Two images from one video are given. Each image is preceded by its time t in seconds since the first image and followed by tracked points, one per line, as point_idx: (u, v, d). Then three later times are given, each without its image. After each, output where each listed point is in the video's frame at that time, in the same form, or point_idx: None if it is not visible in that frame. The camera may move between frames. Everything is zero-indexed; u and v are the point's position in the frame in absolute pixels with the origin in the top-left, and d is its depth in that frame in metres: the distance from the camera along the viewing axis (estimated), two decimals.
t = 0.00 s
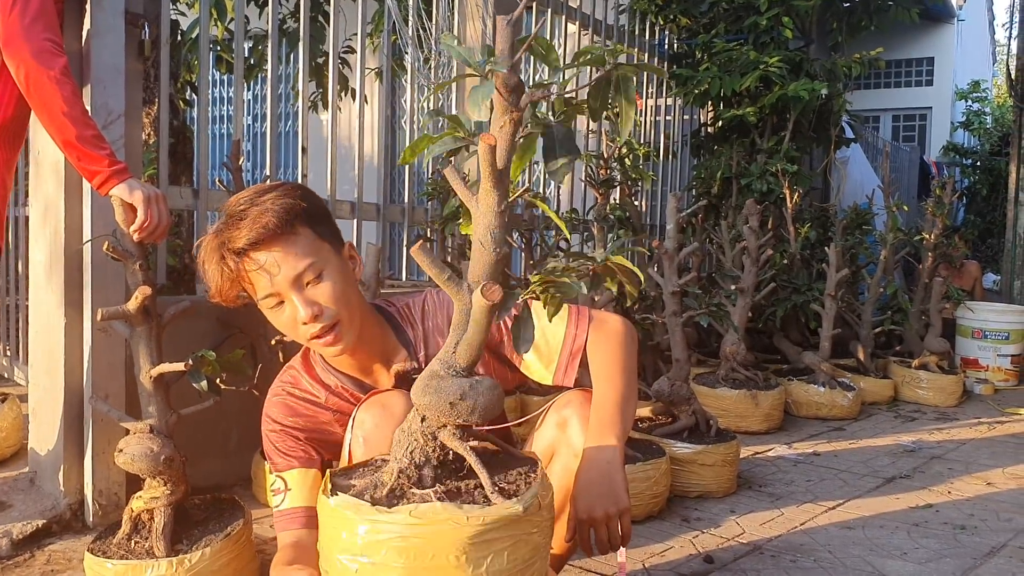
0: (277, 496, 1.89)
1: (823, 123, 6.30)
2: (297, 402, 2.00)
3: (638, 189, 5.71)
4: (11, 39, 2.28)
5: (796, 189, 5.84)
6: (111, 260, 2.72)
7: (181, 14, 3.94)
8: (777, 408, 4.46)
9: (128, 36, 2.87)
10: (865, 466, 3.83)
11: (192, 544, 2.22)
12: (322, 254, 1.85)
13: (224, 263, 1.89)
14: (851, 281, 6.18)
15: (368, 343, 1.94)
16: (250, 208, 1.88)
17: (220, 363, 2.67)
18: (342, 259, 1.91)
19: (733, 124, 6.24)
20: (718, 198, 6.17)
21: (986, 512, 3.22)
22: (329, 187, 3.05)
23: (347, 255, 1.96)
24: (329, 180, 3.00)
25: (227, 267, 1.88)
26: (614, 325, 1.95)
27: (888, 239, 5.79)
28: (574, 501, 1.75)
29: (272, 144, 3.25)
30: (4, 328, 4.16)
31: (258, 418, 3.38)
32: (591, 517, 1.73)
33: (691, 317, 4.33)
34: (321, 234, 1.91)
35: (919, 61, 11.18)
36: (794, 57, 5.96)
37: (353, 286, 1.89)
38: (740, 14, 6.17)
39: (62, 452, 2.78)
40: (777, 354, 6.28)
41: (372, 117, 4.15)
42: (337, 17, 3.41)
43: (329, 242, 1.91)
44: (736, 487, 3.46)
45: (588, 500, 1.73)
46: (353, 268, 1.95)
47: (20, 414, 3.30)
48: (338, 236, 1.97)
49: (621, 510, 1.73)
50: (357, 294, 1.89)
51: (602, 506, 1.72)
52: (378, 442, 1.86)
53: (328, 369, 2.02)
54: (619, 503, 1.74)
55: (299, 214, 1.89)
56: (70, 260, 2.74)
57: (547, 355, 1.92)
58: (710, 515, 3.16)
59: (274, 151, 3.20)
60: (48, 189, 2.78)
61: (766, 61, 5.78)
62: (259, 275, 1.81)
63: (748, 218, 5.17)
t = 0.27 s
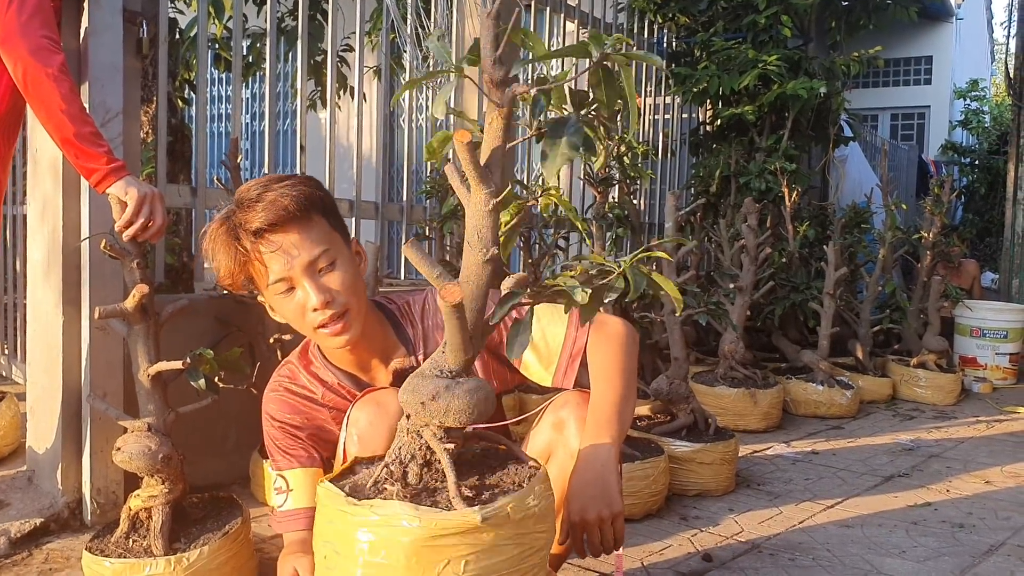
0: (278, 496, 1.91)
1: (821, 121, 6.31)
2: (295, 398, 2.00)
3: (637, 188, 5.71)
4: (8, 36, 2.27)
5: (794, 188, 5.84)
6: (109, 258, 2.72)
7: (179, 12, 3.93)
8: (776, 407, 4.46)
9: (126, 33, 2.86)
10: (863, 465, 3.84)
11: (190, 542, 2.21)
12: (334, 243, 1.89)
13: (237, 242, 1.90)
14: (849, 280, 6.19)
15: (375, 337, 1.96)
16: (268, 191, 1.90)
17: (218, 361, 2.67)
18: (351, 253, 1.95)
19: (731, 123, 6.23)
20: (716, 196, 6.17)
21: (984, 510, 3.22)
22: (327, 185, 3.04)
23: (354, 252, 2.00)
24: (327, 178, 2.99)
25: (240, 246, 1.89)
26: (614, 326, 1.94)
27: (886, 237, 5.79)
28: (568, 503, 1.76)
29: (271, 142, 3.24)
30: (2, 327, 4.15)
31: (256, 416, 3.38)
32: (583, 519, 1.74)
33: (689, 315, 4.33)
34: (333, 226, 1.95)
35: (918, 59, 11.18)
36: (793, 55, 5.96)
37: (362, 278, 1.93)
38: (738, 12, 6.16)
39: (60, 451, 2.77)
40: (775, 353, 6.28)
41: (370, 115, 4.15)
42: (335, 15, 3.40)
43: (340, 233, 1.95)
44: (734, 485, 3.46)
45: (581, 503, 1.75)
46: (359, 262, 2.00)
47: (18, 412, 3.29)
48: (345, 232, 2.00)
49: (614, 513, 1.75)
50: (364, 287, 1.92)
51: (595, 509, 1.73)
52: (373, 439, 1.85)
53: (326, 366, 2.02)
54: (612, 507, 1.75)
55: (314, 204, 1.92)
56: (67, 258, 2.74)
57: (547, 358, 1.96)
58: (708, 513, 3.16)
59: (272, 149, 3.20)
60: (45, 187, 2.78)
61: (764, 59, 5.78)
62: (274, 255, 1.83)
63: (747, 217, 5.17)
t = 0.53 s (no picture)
0: (278, 499, 1.97)
1: (820, 119, 6.31)
2: (292, 400, 2.02)
3: (635, 186, 5.71)
4: (6, 32, 2.26)
5: (793, 186, 5.83)
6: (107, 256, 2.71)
7: (177, 10, 3.92)
8: (774, 405, 4.46)
9: (123, 31, 2.85)
10: (861, 463, 3.84)
11: (187, 540, 2.21)
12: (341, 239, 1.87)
13: (243, 229, 1.89)
14: (848, 278, 6.19)
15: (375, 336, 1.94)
16: (276, 182, 1.91)
17: (216, 360, 2.66)
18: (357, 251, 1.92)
19: (730, 121, 6.23)
20: (715, 194, 6.16)
21: (982, 508, 3.22)
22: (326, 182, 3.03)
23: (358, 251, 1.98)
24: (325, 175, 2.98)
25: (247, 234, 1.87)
26: (615, 329, 1.92)
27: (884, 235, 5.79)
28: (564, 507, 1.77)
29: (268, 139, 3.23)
30: None
31: (253, 415, 3.38)
32: (580, 522, 1.76)
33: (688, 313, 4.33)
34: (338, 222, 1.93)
35: (916, 58, 11.19)
36: (791, 53, 5.96)
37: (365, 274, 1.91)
38: (737, 10, 6.15)
39: (57, 449, 2.77)
40: (773, 351, 6.28)
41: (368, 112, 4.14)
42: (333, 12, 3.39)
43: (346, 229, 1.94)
44: (733, 483, 3.46)
45: (577, 506, 1.76)
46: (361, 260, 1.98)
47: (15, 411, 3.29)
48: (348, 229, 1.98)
49: (610, 518, 1.76)
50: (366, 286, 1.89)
51: (591, 514, 1.75)
52: (368, 438, 1.82)
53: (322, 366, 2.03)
54: (609, 511, 1.77)
55: (322, 198, 1.92)
56: (65, 257, 2.73)
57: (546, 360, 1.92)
58: (707, 511, 3.16)
59: (270, 147, 3.18)
60: (43, 185, 2.77)
61: (763, 57, 5.78)
62: (280, 244, 1.80)
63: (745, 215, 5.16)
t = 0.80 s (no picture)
0: (271, 502, 1.96)
1: (818, 117, 6.32)
2: (291, 400, 2.01)
3: (634, 184, 5.72)
4: (4, 29, 2.26)
5: (791, 183, 5.84)
6: (105, 253, 2.70)
7: (174, 7, 3.91)
8: (772, 402, 4.46)
9: (121, 28, 2.85)
10: (860, 460, 3.84)
11: (184, 538, 2.21)
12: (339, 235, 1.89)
13: (243, 222, 1.96)
14: (846, 276, 6.19)
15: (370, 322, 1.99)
16: (279, 176, 1.91)
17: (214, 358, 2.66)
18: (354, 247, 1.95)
19: (728, 118, 6.22)
20: (713, 192, 6.16)
21: (980, 505, 3.23)
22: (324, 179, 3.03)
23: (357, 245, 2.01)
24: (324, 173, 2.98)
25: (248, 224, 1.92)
26: (614, 327, 1.91)
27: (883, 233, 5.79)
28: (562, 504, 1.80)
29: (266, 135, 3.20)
30: None
31: (252, 412, 3.38)
32: (578, 518, 1.79)
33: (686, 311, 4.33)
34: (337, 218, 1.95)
35: (915, 56, 11.20)
36: (790, 51, 5.96)
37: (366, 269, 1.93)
38: (735, 8, 6.15)
39: (55, 447, 2.76)
40: (771, 349, 6.28)
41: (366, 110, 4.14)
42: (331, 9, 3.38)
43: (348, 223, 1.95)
44: (731, 480, 3.46)
45: (575, 503, 1.79)
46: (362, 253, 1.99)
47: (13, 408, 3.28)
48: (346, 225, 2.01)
49: (608, 514, 1.79)
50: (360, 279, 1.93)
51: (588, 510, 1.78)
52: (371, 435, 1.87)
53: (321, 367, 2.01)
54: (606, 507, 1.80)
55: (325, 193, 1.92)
56: (63, 255, 2.72)
57: (546, 356, 1.89)
58: (705, 509, 3.16)
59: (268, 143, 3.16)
60: (40, 182, 2.76)
61: (761, 55, 5.77)
62: (277, 236, 1.84)
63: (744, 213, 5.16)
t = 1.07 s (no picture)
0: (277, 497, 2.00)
1: (815, 115, 6.33)
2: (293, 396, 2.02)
3: (631, 182, 5.72)
4: (3, 27, 2.26)
5: (789, 181, 5.85)
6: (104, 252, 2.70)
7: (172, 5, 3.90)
8: (770, 400, 4.48)
9: (119, 26, 2.85)
10: (857, 458, 3.85)
11: (184, 535, 2.21)
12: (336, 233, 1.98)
13: (250, 215, 2.12)
14: (844, 274, 6.20)
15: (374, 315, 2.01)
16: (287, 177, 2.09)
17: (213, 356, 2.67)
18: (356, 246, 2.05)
19: (726, 116, 6.23)
20: (711, 190, 6.17)
21: (977, 503, 3.24)
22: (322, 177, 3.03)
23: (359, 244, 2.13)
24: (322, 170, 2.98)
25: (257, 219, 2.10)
26: (617, 323, 1.92)
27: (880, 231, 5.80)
28: (576, 502, 1.81)
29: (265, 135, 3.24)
30: None
31: (251, 410, 3.38)
32: (592, 518, 1.79)
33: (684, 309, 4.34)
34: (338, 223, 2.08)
35: (913, 54, 11.21)
36: (787, 49, 5.97)
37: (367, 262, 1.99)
38: (733, 6, 6.15)
39: (54, 445, 2.77)
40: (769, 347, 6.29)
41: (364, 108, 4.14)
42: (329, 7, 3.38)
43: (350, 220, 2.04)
44: (728, 478, 3.47)
45: (589, 502, 1.79)
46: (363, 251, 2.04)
47: (11, 406, 3.29)
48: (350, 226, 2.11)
49: (622, 513, 1.80)
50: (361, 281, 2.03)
51: (602, 510, 1.78)
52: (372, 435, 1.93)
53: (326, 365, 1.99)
54: (620, 506, 1.81)
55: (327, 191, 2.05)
56: (62, 253, 2.73)
57: (547, 353, 1.91)
58: (702, 506, 3.17)
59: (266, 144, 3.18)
60: (39, 180, 2.76)
61: (759, 53, 5.78)
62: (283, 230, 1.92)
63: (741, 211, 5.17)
